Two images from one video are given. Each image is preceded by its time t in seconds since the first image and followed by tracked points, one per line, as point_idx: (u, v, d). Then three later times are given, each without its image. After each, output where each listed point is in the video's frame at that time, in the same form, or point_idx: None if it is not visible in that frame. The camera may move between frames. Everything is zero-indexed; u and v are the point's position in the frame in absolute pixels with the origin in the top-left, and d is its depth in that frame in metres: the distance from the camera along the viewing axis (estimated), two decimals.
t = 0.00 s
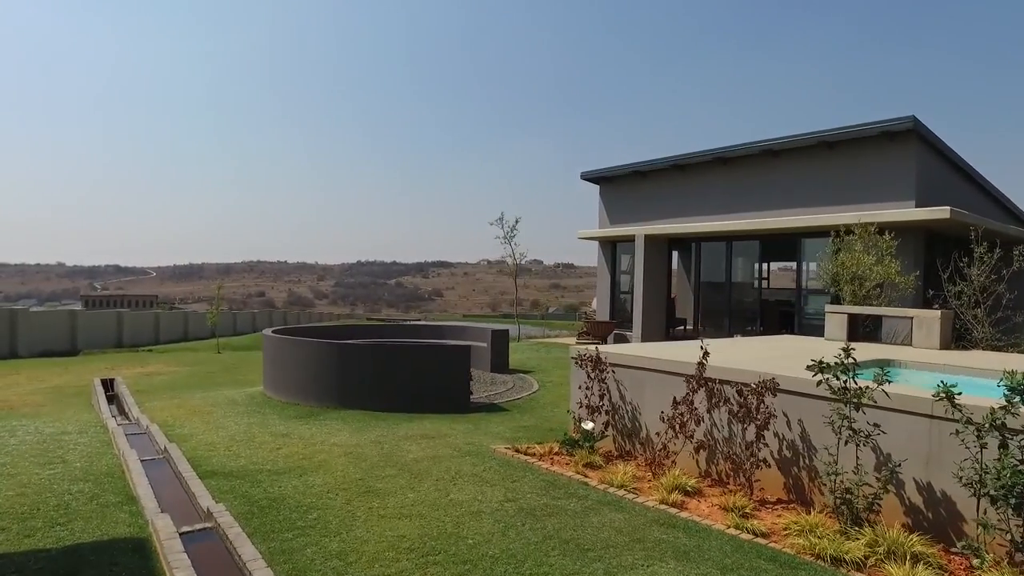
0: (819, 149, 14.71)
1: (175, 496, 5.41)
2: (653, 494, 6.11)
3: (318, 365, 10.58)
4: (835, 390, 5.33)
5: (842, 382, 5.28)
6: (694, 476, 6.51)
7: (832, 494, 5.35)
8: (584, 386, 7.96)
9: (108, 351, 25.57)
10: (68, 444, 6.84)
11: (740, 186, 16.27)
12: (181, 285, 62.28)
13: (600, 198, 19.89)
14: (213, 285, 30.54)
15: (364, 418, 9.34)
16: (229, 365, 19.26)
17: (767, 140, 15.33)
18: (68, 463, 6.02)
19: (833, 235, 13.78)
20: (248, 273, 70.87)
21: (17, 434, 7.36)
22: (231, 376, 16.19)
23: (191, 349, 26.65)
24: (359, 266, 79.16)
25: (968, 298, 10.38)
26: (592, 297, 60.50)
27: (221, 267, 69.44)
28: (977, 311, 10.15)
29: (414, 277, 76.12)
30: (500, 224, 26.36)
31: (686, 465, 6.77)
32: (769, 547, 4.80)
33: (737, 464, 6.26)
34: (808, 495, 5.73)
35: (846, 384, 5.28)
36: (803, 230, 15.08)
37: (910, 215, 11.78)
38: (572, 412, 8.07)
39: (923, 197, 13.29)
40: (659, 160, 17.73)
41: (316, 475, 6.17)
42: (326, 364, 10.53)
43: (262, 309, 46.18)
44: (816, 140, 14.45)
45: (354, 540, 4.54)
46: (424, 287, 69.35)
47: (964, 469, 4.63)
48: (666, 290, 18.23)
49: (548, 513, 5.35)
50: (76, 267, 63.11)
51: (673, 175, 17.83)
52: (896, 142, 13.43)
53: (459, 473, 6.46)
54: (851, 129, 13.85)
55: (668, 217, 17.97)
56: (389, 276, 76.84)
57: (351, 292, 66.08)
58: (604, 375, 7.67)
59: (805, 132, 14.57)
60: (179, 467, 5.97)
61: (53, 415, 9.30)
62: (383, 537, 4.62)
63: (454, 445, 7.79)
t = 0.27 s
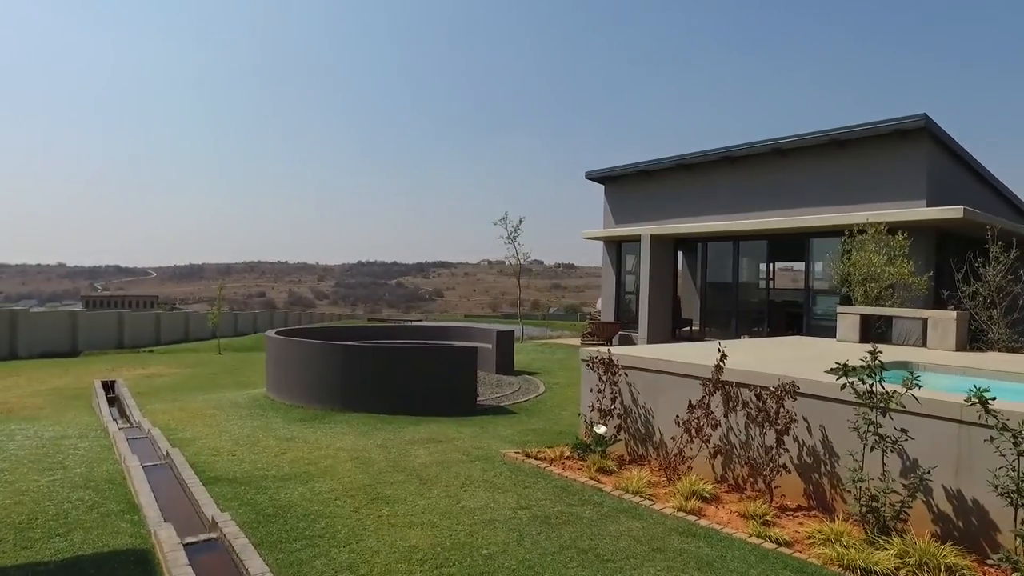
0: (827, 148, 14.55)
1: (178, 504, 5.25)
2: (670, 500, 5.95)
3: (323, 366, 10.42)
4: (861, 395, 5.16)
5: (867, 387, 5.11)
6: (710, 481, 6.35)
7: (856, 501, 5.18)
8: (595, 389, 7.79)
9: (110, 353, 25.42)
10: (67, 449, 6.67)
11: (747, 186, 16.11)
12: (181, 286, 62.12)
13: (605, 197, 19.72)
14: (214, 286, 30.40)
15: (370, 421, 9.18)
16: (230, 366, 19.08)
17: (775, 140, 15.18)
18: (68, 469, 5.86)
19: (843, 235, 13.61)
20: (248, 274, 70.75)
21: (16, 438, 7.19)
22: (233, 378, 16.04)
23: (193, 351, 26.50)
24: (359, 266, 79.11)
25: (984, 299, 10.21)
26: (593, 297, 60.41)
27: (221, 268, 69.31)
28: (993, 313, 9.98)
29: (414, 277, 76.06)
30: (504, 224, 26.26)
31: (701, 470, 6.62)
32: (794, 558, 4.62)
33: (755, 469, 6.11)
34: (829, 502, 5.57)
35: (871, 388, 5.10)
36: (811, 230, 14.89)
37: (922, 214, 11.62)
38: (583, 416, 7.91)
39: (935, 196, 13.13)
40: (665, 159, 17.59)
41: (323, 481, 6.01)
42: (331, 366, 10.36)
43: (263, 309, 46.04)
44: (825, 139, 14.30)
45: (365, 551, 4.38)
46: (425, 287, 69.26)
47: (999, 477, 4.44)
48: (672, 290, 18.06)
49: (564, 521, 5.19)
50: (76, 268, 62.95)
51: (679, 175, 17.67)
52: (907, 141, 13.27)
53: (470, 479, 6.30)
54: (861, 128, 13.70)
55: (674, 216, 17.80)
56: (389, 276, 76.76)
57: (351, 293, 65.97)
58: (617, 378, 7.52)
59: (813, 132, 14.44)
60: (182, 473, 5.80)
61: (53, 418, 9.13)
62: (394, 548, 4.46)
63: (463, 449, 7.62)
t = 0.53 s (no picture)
0: (839, 146, 14.34)
1: (182, 513, 5.03)
2: (693, 508, 5.72)
3: (328, 368, 10.20)
4: (895, 398, 4.94)
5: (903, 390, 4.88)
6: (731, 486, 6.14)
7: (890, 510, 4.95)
8: (611, 392, 7.59)
9: (110, 354, 25.22)
10: (67, 454, 6.44)
11: (757, 184, 15.89)
12: (181, 287, 61.92)
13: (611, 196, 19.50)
14: (215, 287, 30.19)
15: (378, 424, 8.97)
16: (232, 368, 18.85)
17: (785, 137, 14.96)
18: (67, 475, 5.63)
19: (856, 234, 13.39)
20: (249, 274, 70.56)
21: (13, 443, 6.97)
22: (235, 379, 15.83)
23: (194, 352, 26.28)
24: (359, 266, 78.99)
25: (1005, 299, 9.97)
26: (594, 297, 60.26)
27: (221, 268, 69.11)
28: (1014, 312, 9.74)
29: (415, 278, 75.96)
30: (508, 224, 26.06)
31: (722, 475, 6.40)
32: (830, 570, 4.40)
33: (779, 474, 5.89)
34: (859, 509, 5.35)
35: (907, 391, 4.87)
36: (822, 229, 14.68)
37: (938, 212, 11.41)
38: (597, 419, 7.71)
39: (950, 194, 12.93)
40: (673, 157, 17.37)
41: (332, 488, 5.78)
42: (336, 368, 10.14)
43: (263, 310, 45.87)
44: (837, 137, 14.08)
45: (380, 563, 4.16)
46: (425, 287, 69.14)
47: None
48: (679, 290, 17.84)
49: (585, 530, 4.97)
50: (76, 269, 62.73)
51: (686, 173, 17.45)
52: (921, 138, 13.06)
53: (484, 486, 6.08)
54: (874, 125, 13.48)
55: (682, 215, 17.58)
56: (390, 276, 76.61)
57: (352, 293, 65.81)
58: (634, 380, 7.32)
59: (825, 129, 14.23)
60: (185, 479, 5.57)
61: (52, 422, 8.90)
62: (411, 559, 4.24)
63: (475, 454, 7.40)
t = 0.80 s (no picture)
0: (851, 144, 14.15)
1: (187, 523, 4.83)
2: (717, 516, 5.52)
3: (334, 370, 10.00)
4: (931, 403, 4.74)
5: (939, 395, 4.67)
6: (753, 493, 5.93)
7: (925, 520, 4.75)
8: (627, 395, 7.40)
9: (111, 355, 25.02)
10: (68, 460, 6.24)
11: (766, 183, 15.70)
12: (181, 287, 61.76)
13: (617, 196, 19.31)
14: (217, 287, 30.01)
15: (386, 427, 8.77)
16: (234, 368, 18.66)
17: (795, 135, 14.77)
18: (68, 483, 5.43)
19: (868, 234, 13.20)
20: (249, 274, 70.43)
21: (12, 448, 6.76)
22: (238, 381, 15.63)
23: (195, 352, 26.08)
24: (359, 266, 78.99)
25: None
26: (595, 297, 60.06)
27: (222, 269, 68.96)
28: None
29: (415, 278, 75.84)
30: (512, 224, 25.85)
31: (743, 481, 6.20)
32: None
33: (804, 481, 5.69)
34: (889, 517, 5.14)
35: (944, 396, 4.65)
36: (833, 228, 14.46)
37: (955, 211, 11.21)
38: (613, 423, 7.52)
39: (964, 193, 12.73)
40: (681, 156, 17.17)
41: (343, 496, 5.58)
42: (342, 370, 9.94)
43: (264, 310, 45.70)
44: (848, 135, 13.89)
45: None
46: (426, 287, 69.00)
47: None
48: (687, 291, 17.64)
49: (607, 541, 4.77)
50: (76, 268, 62.56)
51: (694, 172, 17.27)
52: (935, 136, 12.86)
53: (500, 493, 5.88)
54: (887, 123, 13.29)
55: (690, 215, 17.39)
56: (391, 277, 76.42)
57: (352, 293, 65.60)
58: (650, 383, 7.13)
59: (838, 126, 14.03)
60: (190, 487, 5.37)
61: (52, 425, 8.71)
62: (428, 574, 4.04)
63: (487, 459, 7.20)
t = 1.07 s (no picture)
0: (862, 142, 13.97)
1: (193, 533, 4.64)
2: (742, 525, 5.34)
3: (340, 372, 9.81)
4: (968, 408, 4.55)
5: (977, 399, 4.48)
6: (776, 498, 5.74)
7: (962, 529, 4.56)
8: (643, 398, 7.23)
9: (112, 356, 24.86)
10: (70, 465, 6.07)
11: (775, 182, 15.52)
12: (182, 287, 61.65)
13: (624, 195, 19.14)
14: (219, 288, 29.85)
15: (394, 431, 8.59)
16: (236, 370, 18.48)
17: (806, 133, 14.59)
18: (69, 491, 5.24)
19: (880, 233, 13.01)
20: (250, 275, 70.34)
21: (13, 453, 6.59)
22: (241, 382, 15.46)
23: (197, 353, 25.92)
24: (360, 267, 78.91)
25: None
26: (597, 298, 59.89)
27: (223, 269, 68.85)
28: None
29: (416, 278, 75.73)
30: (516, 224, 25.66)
31: (764, 486, 6.01)
32: None
33: (829, 487, 5.50)
34: (921, 525, 4.95)
35: (983, 401, 4.46)
36: (844, 228, 14.26)
37: (970, 210, 11.03)
38: (630, 427, 7.35)
39: (978, 191, 12.56)
40: (688, 154, 16.99)
41: (354, 504, 5.40)
42: (348, 373, 9.75)
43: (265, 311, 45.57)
44: (860, 133, 13.71)
45: None
46: (427, 288, 68.89)
47: None
48: (694, 292, 17.46)
49: (630, 551, 4.59)
50: (76, 269, 62.46)
51: (702, 171, 17.11)
52: (948, 134, 12.68)
53: (515, 500, 5.70)
54: (899, 121, 13.11)
55: (697, 215, 17.22)
56: (392, 278, 76.26)
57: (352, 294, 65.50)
58: (668, 386, 6.96)
59: (850, 124, 13.85)
60: (196, 495, 5.19)
61: (53, 429, 8.53)
62: None
63: (499, 464, 7.02)
